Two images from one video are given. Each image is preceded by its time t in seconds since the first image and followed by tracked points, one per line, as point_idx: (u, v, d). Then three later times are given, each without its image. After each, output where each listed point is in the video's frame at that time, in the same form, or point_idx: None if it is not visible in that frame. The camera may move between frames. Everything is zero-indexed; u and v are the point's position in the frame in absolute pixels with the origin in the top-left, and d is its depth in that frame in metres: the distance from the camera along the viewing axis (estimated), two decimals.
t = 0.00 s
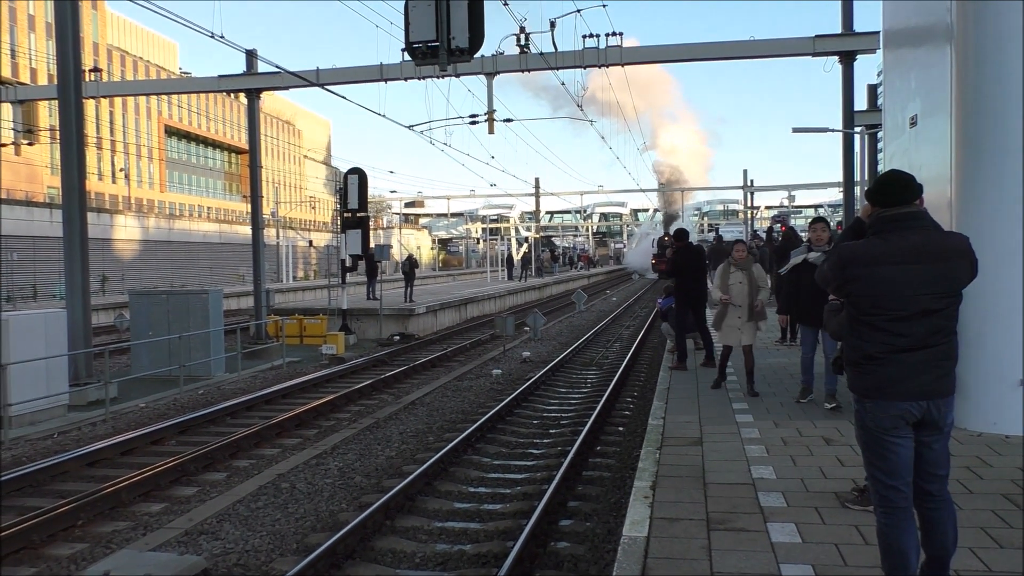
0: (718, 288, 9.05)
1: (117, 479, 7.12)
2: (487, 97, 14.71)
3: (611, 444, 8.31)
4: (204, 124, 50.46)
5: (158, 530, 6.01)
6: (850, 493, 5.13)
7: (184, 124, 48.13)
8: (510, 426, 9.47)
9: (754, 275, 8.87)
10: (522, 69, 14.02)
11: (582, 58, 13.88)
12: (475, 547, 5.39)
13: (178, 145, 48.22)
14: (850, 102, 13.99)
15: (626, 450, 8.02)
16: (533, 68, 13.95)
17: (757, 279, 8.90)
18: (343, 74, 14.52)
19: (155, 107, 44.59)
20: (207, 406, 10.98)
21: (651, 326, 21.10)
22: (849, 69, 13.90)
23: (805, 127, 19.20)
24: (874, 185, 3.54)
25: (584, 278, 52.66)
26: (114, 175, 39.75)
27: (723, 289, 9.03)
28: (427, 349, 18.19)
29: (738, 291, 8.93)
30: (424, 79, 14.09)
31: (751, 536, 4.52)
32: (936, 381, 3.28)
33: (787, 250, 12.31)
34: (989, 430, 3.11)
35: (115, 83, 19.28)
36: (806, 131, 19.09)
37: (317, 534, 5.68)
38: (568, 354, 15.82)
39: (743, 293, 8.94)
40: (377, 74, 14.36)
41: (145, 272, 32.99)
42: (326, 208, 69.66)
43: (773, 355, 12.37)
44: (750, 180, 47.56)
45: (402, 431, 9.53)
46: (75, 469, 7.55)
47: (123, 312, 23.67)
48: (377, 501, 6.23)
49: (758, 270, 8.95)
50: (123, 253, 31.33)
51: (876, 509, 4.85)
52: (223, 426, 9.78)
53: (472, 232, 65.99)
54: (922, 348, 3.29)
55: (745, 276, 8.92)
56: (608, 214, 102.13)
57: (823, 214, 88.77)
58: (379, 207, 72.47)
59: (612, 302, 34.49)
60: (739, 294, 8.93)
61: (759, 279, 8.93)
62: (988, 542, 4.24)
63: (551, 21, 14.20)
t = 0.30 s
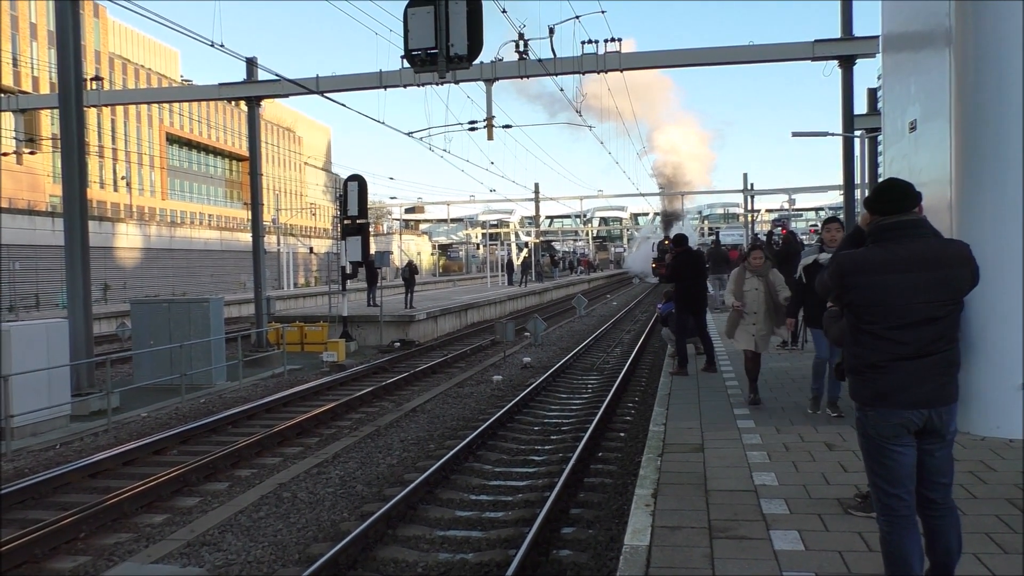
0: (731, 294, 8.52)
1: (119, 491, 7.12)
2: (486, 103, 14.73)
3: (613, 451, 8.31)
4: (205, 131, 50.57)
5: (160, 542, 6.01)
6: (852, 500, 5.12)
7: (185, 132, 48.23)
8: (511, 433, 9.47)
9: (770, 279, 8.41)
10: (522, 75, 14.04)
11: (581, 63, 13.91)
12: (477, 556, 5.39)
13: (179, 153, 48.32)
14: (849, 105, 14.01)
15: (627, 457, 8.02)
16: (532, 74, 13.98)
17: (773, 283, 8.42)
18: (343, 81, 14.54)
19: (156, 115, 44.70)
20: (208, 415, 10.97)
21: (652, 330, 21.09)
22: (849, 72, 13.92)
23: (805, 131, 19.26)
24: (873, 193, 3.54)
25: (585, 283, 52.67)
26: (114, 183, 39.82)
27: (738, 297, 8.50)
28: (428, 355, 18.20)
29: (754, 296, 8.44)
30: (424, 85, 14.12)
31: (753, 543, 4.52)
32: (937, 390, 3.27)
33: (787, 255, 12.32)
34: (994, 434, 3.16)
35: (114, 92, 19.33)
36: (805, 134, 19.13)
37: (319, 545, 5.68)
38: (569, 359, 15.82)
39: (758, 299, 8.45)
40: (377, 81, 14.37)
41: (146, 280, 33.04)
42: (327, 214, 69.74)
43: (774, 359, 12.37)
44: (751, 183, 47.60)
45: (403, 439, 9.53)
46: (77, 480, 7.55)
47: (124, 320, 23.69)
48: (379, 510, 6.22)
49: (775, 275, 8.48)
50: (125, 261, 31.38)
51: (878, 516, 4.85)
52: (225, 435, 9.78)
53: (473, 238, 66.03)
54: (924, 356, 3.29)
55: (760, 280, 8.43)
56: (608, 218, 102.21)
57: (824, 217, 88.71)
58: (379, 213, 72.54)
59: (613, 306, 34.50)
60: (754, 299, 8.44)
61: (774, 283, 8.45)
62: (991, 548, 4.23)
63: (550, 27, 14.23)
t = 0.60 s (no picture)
0: (743, 302, 8.23)
1: (115, 490, 7.12)
2: (485, 103, 14.74)
3: (609, 452, 8.32)
4: (203, 130, 50.52)
5: (156, 541, 6.02)
6: (846, 503, 5.14)
7: (183, 130, 48.18)
8: (507, 433, 9.48)
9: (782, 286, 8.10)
10: (521, 75, 14.04)
11: (581, 64, 13.92)
12: (473, 556, 5.40)
13: (177, 152, 48.27)
14: (849, 108, 14.05)
15: (624, 458, 8.03)
16: (531, 75, 13.99)
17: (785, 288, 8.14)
18: (342, 80, 14.55)
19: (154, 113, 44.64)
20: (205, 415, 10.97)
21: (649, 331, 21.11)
22: (848, 75, 13.95)
23: (804, 133, 19.35)
24: (868, 199, 3.54)
25: (583, 284, 52.68)
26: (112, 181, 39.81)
27: (750, 305, 8.22)
28: (426, 356, 18.21)
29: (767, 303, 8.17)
30: (423, 85, 14.13)
31: (747, 546, 4.54)
32: (932, 395, 3.31)
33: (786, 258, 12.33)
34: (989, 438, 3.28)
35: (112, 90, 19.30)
36: (805, 137, 19.18)
37: (316, 545, 5.69)
38: (567, 360, 15.83)
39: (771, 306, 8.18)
40: (376, 81, 14.38)
41: (144, 278, 33.00)
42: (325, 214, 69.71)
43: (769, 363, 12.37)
44: (750, 186, 47.62)
45: (401, 439, 9.54)
46: (73, 480, 7.55)
47: (121, 319, 23.66)
48: (375, 510, 6.23)
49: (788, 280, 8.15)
50: (122, 260, 31.35)
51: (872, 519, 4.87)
52: (221, 435, 9.77)
53: (471, 238, 66.04)
54: (921, 362, 3.32)
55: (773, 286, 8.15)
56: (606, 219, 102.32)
57: (822, 220, 88.79)
58: (377, 213, 72.58)
59: (611, 307, 34.52)
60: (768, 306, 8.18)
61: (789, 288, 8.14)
62: (985, 552, 4.25)
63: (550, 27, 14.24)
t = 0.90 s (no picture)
0: (756, 298, 7.40)
1: (108, 489, 7.11)
2: (477, 99, 14.73)
3: (602, 447, 8.35)
4: (194, 127, 50.33)
5: (149, 540, 6.01)
6: (837, 498, 5.17)
7: (174, 128, 47.97)
8: (501, 430, 9.50)
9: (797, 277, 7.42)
10: (514, 71, 14.04)
11: (573, 60, 13.91)
12: (466, 552, 5.41)
13: (168, 149, 48.08)
14: (840, 105, 14.09)
15: (617, 454, 8.06)
16: (523, 71, 13.99)
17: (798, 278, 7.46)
18: (334, 77, 14.51)
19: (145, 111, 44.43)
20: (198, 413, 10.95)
21: (642, 327, 21.16)
22: (840, 72, 13.99)
23: (796, 130, 19.41)
24: (857, 196, 3.56)
25: (576, 280, 52.76)
26: (104, 179, 39.65)
27: (763, 300, 7.41)
28: (420, 352, 18.21)
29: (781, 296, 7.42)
30: (415, 82, 14.12)
31: (738, 541, 4.56)
32: (919, 391, 3.34)
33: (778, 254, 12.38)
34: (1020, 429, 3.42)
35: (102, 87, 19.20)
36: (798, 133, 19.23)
37: (309, 542, 5.69)
38: (560, 356, 15.86)
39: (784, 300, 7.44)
40: (368, 77, 14.35)
41: (135, 276, 32.89)
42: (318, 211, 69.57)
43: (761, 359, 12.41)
44: (742, 182, 47.70)
45: (394, 436, 9.54)
46: (65, 479, 7.53)
47: (113, 317, 23.59)
48: (368, 507, 6.23)
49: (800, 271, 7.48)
50: (114, 258, 31.24)
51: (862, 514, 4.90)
52: (214, 433, 9.76)
53: (464, 235, 66.03)
54: (909, 358, 3.34)
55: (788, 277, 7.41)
56: (599, 216, 102.37)
57: (814, 216, 89.01)
58: (370, 210, 72.51)
59: (604, 304, 34.58)
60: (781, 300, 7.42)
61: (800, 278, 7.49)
62: (974, 546, 4.29)
63: (542, 23, 14.22)
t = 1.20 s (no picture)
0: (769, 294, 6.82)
1: (96, 480, 7.07)
2: (472, 93, 14.69)
3: (593, 443, 8.35)
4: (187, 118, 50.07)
5: (137, 532, 5.98)
6: (826, 496, 5.19)
7: (166, 118, 47.68)
8: (492, 424, 9.50)
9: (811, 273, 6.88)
10: (508, 65, 13.99)
11: (568, 55, 13.87)
12: (456, 547, 5.41)
13: (161, 140, 47.82)
14: (834, 103, 14.10)
15: (607, 449, 8.07)
16: (518, 66, 13.94)
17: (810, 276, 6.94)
18: (328, 69, 14.44)
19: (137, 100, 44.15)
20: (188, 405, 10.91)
21: (634, 323, 21.18)
22: (834, 70, 13.99)
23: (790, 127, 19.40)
24: (848, 196, 3.55)
25: (569, 275, 52.78)
26: (95, 169, 39.40)
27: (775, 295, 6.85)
28: (412, 346, 18.19)
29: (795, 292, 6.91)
30: (409, 75, 14.06)
31: (727, 539, 4.57)
32: (907, 391, 3.35)
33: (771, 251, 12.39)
34: None
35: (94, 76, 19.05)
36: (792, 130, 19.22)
37: (298, 535, 5.68)
38: (552, 351, 15.87)
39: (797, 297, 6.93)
40: (362, 70, 14.29)
41: (126, 267, 32.72)
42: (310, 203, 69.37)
43: (751, 356, 12.45)
44: (735, 179, 47.75)
45: (385, 429, 9.53)
46: (54, 470, 7.50)
47: (103, 308, 23.49)
48: (358, 501, 6.23)
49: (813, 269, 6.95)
50: (104, 248, 31.05)
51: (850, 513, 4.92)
52: (204, 425, 9.73)
53: (457, 229, 65.92)
54: (898, 358, 3.35)
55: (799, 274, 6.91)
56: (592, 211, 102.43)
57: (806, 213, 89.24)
58: (363, 203, 72.35)
59: (596, 299, 34.61)
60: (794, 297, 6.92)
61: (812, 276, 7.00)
62: (961, 546, 4.31)
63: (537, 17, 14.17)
